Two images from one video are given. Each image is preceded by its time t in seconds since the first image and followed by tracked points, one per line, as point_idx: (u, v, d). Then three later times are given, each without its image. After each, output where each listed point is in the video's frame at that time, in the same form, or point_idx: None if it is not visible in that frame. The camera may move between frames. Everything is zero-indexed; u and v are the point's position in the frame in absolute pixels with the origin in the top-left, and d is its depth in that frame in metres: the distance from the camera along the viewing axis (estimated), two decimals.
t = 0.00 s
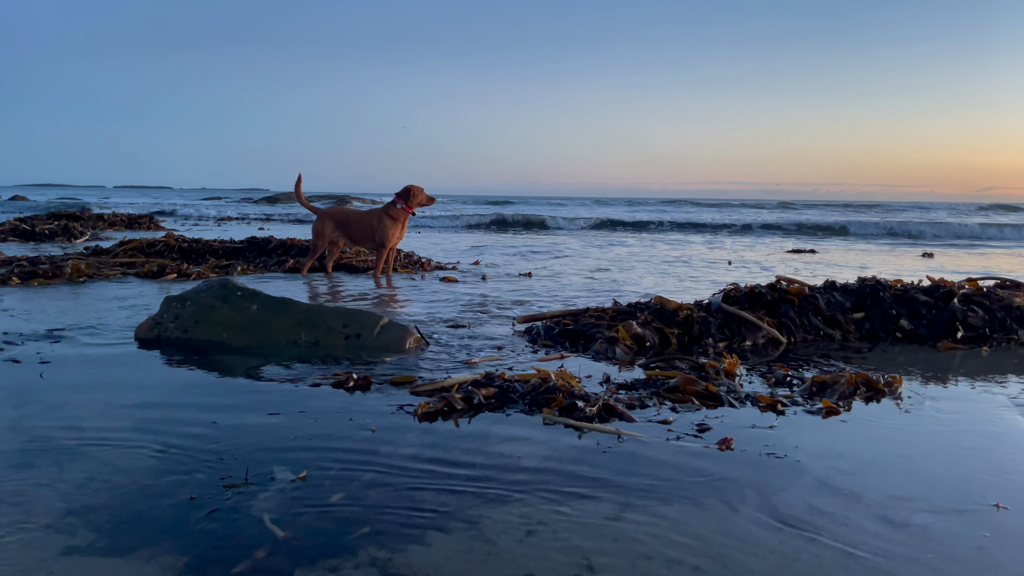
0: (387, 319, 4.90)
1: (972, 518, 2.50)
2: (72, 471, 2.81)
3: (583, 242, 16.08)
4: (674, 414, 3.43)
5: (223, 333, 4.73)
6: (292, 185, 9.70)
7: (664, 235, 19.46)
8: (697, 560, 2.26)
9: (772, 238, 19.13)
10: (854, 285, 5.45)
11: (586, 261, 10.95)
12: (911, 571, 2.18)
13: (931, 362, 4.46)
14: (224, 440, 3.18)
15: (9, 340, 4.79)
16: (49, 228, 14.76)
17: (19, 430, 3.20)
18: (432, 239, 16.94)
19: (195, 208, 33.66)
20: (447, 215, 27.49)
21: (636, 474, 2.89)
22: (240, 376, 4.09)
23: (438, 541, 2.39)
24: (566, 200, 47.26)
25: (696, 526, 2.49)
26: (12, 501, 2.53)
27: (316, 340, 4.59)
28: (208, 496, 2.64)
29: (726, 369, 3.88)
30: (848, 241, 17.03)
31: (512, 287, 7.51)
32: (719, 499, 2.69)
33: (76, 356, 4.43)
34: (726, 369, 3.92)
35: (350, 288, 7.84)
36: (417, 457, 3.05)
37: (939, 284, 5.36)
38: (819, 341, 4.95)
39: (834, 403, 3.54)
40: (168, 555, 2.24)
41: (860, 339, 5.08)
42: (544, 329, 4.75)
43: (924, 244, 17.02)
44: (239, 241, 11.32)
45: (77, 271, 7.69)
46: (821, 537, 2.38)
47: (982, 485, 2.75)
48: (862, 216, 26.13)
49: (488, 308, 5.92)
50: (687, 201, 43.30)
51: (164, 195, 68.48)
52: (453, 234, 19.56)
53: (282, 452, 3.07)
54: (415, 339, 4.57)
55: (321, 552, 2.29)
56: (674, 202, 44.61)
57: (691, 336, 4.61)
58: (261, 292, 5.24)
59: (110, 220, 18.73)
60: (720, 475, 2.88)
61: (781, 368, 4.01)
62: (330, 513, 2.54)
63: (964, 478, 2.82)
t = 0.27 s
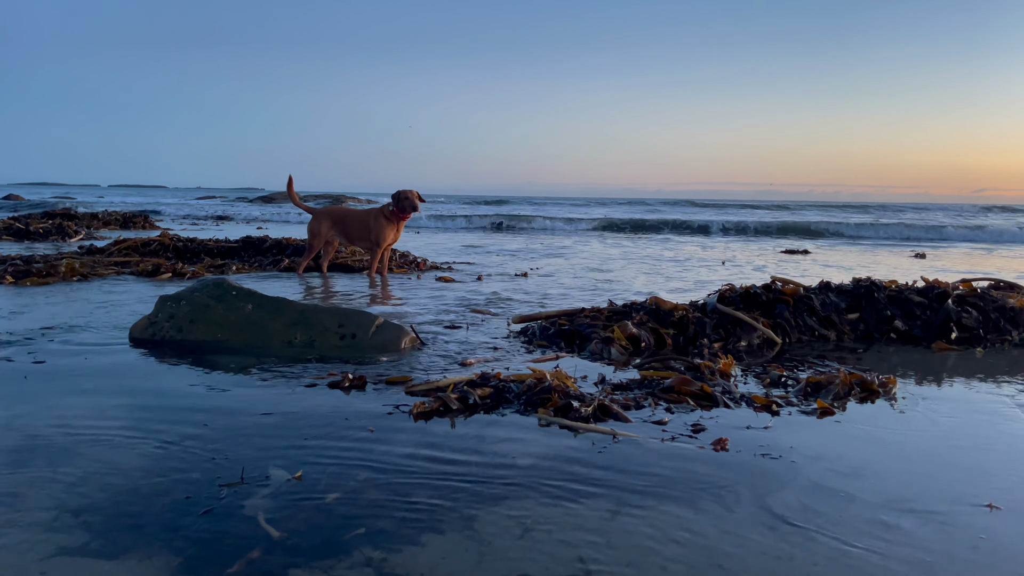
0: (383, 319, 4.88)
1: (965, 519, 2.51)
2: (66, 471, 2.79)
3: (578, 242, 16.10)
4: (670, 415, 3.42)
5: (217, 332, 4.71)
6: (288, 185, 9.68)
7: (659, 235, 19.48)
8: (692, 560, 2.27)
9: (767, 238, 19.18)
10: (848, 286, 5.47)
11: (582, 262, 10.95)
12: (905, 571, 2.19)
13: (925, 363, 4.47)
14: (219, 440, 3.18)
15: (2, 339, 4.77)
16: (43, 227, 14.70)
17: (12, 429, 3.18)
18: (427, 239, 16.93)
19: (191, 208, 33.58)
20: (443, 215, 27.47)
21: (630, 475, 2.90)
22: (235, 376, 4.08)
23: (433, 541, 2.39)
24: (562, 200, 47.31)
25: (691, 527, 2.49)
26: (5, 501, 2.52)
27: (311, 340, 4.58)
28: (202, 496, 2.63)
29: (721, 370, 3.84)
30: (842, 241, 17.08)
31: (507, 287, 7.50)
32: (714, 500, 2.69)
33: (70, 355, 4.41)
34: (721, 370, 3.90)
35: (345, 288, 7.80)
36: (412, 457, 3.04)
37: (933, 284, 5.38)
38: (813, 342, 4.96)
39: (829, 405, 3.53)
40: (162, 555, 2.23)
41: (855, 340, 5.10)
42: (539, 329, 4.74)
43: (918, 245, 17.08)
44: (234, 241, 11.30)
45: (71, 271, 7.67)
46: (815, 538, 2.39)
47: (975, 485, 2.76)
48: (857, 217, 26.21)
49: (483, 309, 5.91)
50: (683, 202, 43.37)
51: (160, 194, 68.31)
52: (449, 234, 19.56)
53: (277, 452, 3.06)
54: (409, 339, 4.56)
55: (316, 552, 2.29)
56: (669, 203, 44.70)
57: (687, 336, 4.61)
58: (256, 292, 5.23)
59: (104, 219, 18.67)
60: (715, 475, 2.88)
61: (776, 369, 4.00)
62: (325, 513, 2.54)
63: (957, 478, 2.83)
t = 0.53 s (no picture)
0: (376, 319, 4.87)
1: (954, 519, 2.52)
2: (55, 471, 2.77)
3: (571, 242, 16.12)
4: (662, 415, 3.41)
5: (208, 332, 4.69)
6: (280, 184, 9.64)
7: (652, 236, 19.53)
8: (683, 560, 2.27)
9: (759, 239, 19.26)
10: (839, 287, 5.49)
11: (574, 262, 10.95)
12: (895, 571, 2.20)
13: (915, 363, 4.49)
14: (210, 440, 3.16)
15: None
16: (33, 227, 14.61)
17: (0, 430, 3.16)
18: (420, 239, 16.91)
19: (183, 207, 33.42)
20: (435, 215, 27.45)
21: (622, 475, 2.90)
22: (226, 376, 4.06)
23: (425, 541, 2.38)
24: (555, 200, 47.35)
25: (682, 527, 2.50)
26: None
27: (302, 340, 4.57)
28: (193, 496, 2.62)
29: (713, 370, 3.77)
30: (833, 242, 17.16)
31: (500, 288, 7.49)
32: (705, 501, 2.70)
33: (60, 355, 4.38)
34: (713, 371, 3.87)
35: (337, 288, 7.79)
36: (403, 458, 3.04)
37: (924, 285, 5.40)
38: (805, 342, 4.98)
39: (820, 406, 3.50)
40: (153, 556, 2.22)
41: (846, 340, 5.11)
42: (531, 330, 4.71)
43: (908, 246, 17.19)
44: (226, 241, 11.25)
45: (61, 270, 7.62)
46: (806, 538, 2.39)
47: (964, 486, 2.78)
48: (848, 218, 26.36)
49: (475, 309, 5.91)
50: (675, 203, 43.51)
51: (152, 193, 67.95)
52: (442, 234, 19.55)
53: (268, 453, 3.05)
54: (402, 340, 4.54)
55: (307, 552, 2.28)
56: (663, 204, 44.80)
57: (678, 337, 4.60)
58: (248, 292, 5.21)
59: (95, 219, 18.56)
60: (706, 476, 2.89)
61: (767, 370, 3.97)
62: (316, 513, 2.53)
63: (947, 479, 2.84)
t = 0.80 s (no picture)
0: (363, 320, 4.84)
1: (937, 519, 2.54)
2: (36, 473, 2.74)
3: (560, 244, 16.14)
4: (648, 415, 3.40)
5: (194, 333, 4.66)
6: (268, 185, 9.60)
7: (640, 238, 19.60)
8: (668, 561, 2.27)
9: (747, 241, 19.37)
10: (825, 289, 5.51)
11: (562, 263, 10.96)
12: (878, 571, 2.21)
13: (900, 364, 4.51)
14: (194, 441, 3.13)
15: None
16: (17, 227, 14.46)
17: None
18: (408, 240, 16.89)
19: (171, 208, 33.22)
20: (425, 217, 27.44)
21: (608, 476, 2.90)
22: (211, 377, 4.03)
23: (410, 543, 2.37)
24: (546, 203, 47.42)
25: (668, 528, 2.50)
26: None
27: (289, 341, 4.54)
28: (177, 498, 2.59)
29: (699, 372, 3.74)
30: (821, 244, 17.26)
31: (488, 289, 7.49)
32: (691, 501, 2.70)
33: (43, 356, 4.33)
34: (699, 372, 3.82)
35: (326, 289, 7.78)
36: (389, 459, 3.02)
37: (908, 288, 5.43)
38: (791, 344, 4.99)
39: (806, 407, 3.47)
40: (135, 558, 2.19)
41: (832, 342, 5.13)
42: (519, 331, 4.66)
43: (894, 248, 17.33)
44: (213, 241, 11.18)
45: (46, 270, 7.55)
46: (791, 538, 2.40)
47: (948, 486, 2.79)
48: (835, 221, 26.57)
49: (463, 310, 5.89)
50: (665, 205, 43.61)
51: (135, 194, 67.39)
52: (431, 236, 19.53)
53: (253, 454, 3.02)
54: (389, 341, 4.51)
55: (292, 554, 2.26)
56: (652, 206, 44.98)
57: (665, 339, 4.59)
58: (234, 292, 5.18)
59: (81, 219, 18.40)
60: (693, 476, 2.89)
61: (753, 371, 3.95)
62: (301, 515, 2.51)
63: (930, 480, 2.85)
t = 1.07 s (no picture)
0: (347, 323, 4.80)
1: (917, 520, 2.55)
2: (13, 478, 2.69)
3: (546, 245, 16.15)
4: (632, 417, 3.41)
5: (176, 335, 4.61)
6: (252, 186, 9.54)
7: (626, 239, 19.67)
8: (651, 563, 2.27)
9: (732, 244, 19.49)
10: (808, 291, 5.53)
11: (548, 265, 10.95)
12: (858, 571, 2.22)
13: (881, 366, 4.53)
14: (175, 445, 3.10)
15: None
16: None
17: None
18: (395, 242, 16.85)
19: (157, 210, 32.98)
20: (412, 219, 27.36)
21: (592, 478, 2.89)
22: (193, 380, 3.99)
23: (393, 546, 2.35)
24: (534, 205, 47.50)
25: (652, 529, 2.50)
26: None
27: (272, 343, 4.51)
28: (157, 502, 2.56)
29: (683, 374, 3.71)
30: (806, 245, 17.38)
31: (473, 291, 7.48)
32: (674, 503, 2.70)
33: (21, 359, 4.27)
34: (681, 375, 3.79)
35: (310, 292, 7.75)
36: (371, 462, 3.00)
37: (890, 290, 5.46)
38: (774, 346, 5.01)
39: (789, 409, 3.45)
40: (113, 563, 2.16)
41: (814, 344, 5.15)
42: (503, 334, 4.59)
43: (876, 250, 17.51)
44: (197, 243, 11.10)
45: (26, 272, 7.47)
46: (773, 539, 2.41)
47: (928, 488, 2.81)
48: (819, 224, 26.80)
49: (448, 312, 5.88)
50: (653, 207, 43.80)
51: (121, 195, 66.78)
52: (418, 238, 19.50)
53: (235, 457, 3.00)
54: (373, 344, 4.49)
55: (273, 558, 2.24)
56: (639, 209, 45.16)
57: (649, 341, 4.57)
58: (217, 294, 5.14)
59: (62, 220, 18.19)
60: (676, 478, 2.89)
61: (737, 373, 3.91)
62: (283, 518, 2.49)
63: (910, 481, 2.87)
